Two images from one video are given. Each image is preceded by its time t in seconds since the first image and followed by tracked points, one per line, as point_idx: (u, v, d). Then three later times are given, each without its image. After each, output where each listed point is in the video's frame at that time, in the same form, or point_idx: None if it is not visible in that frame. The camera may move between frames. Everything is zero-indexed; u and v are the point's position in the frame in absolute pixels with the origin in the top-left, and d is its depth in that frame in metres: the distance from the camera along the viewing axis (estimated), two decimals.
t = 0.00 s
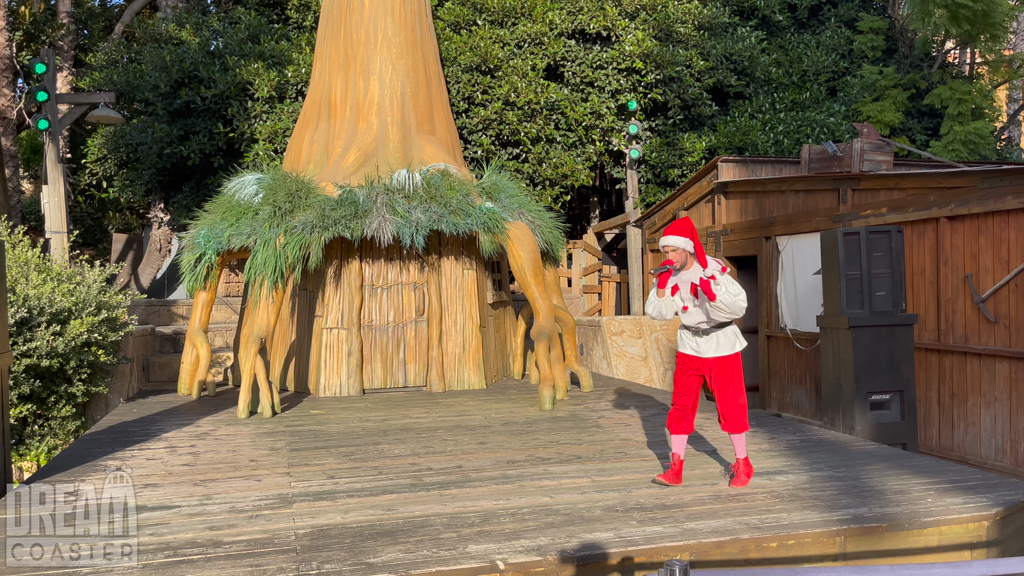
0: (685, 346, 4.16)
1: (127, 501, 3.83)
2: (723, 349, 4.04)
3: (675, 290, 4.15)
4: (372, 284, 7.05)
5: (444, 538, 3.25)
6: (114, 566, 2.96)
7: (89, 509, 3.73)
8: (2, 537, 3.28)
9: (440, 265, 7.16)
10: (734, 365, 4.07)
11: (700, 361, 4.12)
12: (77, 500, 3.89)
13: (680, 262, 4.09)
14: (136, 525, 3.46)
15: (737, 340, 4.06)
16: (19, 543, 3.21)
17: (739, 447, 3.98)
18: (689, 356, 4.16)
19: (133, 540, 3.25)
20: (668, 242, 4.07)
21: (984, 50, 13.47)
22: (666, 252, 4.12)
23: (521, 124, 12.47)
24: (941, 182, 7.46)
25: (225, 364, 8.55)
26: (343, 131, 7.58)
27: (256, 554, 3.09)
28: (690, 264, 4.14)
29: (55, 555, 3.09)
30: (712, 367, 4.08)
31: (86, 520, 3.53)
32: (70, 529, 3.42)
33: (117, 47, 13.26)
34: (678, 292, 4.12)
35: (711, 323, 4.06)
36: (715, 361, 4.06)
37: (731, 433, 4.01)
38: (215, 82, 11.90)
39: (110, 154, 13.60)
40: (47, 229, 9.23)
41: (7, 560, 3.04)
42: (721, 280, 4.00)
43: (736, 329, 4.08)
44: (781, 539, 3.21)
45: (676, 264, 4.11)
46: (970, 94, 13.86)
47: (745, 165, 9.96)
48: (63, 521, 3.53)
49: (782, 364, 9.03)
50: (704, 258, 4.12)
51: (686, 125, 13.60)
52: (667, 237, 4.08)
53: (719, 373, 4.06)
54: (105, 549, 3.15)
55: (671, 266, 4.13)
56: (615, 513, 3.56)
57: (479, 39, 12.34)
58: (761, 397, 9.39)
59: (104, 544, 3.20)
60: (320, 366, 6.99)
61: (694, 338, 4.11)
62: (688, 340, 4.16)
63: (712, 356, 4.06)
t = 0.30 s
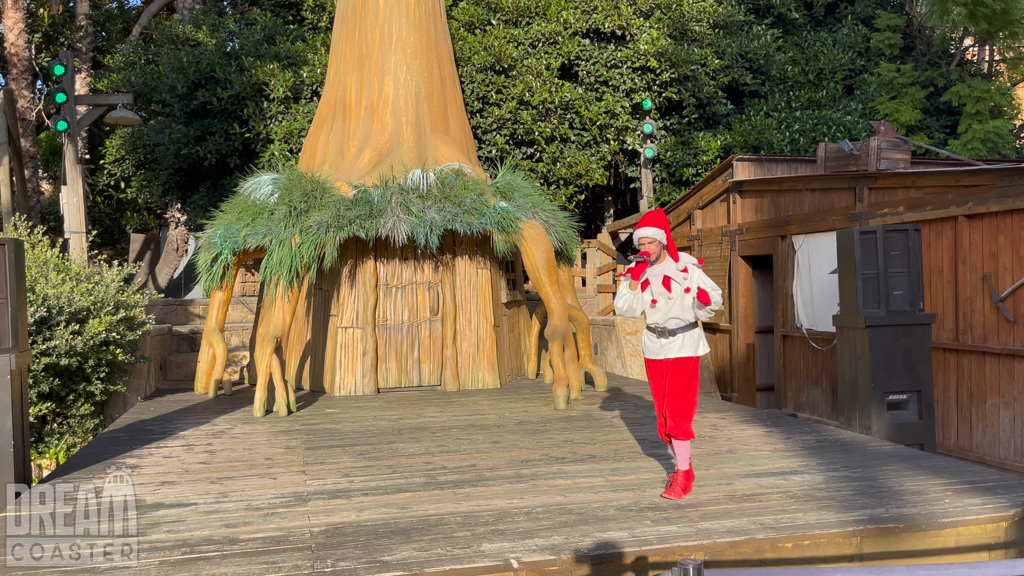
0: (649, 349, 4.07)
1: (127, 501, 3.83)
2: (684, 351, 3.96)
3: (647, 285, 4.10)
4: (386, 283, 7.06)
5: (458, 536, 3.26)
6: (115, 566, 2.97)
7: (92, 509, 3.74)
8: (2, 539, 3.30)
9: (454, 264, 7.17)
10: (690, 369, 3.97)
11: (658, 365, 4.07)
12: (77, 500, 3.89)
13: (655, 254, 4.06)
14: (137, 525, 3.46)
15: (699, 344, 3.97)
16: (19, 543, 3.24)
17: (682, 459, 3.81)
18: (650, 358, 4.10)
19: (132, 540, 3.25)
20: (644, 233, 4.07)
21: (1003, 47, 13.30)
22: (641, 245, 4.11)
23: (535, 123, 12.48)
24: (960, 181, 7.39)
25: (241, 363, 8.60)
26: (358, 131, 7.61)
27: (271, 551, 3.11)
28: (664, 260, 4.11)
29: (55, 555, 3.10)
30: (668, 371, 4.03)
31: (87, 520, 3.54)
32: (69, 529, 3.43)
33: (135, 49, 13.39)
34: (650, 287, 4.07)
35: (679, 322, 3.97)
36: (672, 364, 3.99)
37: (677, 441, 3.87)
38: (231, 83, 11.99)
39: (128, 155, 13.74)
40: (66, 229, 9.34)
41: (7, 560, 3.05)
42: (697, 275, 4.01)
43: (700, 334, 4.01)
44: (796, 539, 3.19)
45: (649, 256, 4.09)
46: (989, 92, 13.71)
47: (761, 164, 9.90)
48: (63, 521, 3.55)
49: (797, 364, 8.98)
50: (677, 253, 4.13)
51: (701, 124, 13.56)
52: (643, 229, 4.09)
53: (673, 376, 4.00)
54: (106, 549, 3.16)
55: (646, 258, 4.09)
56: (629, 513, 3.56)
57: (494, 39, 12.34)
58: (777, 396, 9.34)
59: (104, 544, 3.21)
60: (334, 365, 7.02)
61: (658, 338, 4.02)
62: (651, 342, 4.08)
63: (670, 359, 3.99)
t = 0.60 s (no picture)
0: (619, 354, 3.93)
1: (127, 501, 3.81)
2: (657, 361, 3.84)
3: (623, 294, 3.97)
4: (406, 283, 7.10)
5: (477, 535, 3.27)
6: (115, 565, 2.97)
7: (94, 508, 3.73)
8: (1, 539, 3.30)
9: (473, 264, 7.20)
10: (663, 379, 3.85)
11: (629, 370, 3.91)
12: (76, 499, 3.87)
13: (634, 264, 3.93)
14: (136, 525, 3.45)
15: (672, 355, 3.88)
16: (19, 543, 3.23)
17: (653, 468, 3.75)
18: (619, 361, 3.93)
19: (132, 540, 3.24)
20: (625, 242, 3.93)
21: None
22: (622, 253, 3.97)
23: (555, 123, 12.48)
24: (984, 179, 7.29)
25: (263, 362, 8.69)
26: (377, 132, 7.66)
27: (292, 548, 3.15)
28: (642, 268, 4.00)
29: (55, 555, 3.09)
30: (638, 380, 3.87)
31: (87, 520, 3.52)
32: (69, 529, 3.41)
33: (159, 51, 13.56)
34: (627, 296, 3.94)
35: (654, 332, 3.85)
36: (645, 373, 3.85)
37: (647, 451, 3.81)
38: (253, 85, 12.09)
39: (152, 156, 13.93)
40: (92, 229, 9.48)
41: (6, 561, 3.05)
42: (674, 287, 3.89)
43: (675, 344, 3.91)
44: (816, 540, 3.17)
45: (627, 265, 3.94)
46: (1015, 89, 13.50)
47: (782, 163, 9.82)
48: (63, 520, 3.53)
49: (819, 364, 8.90)
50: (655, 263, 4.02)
51: (721, 123, 13.50)
52: (624, 236, 3.94)
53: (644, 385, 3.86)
54: (106, 548, 3.15)
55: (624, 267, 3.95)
56: (647, 512, 3.56)
57: (513, 39, 12.32)
58: (798, 397, 9.28)
59: (103, 544, 3.21)
60: (355, 365, 7.07)
61: (631, 346, 3.89)
62: (623, 347, 3.94)
63: (644, 367, 3.85)
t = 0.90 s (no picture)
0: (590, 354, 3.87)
1: (127, 501, 3.81)
2: (633, 359, 3.79)
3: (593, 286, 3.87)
4: (429, 283, 7.12)
5: (498, 534, 3.27)
6: (118, 565, 2.96)
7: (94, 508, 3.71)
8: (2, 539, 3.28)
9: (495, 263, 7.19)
10: (645, 375, 3.81)
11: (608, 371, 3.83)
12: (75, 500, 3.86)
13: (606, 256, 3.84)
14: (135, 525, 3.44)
15: (646, 349, 3.83)
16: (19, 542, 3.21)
17: (664, 463, 3.74)
18: (593, 363, 3.86)
19: (132, 541, 3.24)
20: (596, 235, 3.83)
21: None
22: (591, 245, 3.85)
23: (577, 122, 12.45)
24: (1015, 176, 7.14)
25: (287, 361, 8.76)
26: (401, 132, 7.68)
27: (315, 545, 3.17)
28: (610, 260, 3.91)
29: (55, 555, 3.09)
30: (621, 380, 3.81)
31: (86, 520, 3.50)
32: (69, 528, 3.40)
33: (186, 53, 13.72)
34: (599, 289, 3.84)
35: (627, 326, 3.82)
36: (624, 371, 3.79)
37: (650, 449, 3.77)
38: (278, 86, 12.19)
39: (179, 157, 14.11)
40: (120, 230, 9.61)
41: (6, 560, 3.04)
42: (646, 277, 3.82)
43: (647, 338, 3.87)
44: (842, 542, 3.12)
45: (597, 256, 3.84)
46: None
47: (808, 161, 9.70)
48: (64, 520, 3.52)
49: (845, 364, 8.79)
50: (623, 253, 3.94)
51: (746, 121, 13.39)
52: (594, 229, 3.85)
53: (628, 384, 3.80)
54: (109, 548, 3.15)
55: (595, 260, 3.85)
56: (670, 513, 3.53)
57: (536, 38, 12.28)
58: (824, 397, 9.18)
59: (104, 544, 3.20)
60: (378, 363, 7.10)
61: (602, 343, 3.83)
62: (594, 346, 3.87)
63: (619, 365, 3.79)
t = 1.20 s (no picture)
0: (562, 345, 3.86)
1: (126, 501, 3.79)
2: (605, 351, 3.77)
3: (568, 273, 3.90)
4: (452, 282, 7.13)
5: (521, 533, 3.27)
6: (116, 566, 2.95)
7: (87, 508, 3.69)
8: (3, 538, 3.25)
9: (519, 262, 7.19)
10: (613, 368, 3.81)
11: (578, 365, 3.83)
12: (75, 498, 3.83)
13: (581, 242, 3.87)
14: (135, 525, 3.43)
15: (619, 343, 3.81)
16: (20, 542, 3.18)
17: (636, 455, 3.72)
18: (565, 357, 3.85)
19: (133, 541, 3.21)
20: (571, 220, 3.85)
21: None
22: (566, 230, 3.88)
23: (602, 121, 12.39)
24: None
25: (313, 359, 8.84)
26: (425, 131, 7.72)
27: (339, 542, 3.19)
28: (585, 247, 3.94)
29: (55, 555, 3.07)
30: (590, 372, 3.82)
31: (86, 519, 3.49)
32: (69, 528, 3.38)
33: (214, 55, 13.89)
34: (572, 277, 3.87)
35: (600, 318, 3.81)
36: (593, 364, 3.79)
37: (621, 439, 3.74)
38: (303, 87, 12.29)
39: (206, 158, 14.28)
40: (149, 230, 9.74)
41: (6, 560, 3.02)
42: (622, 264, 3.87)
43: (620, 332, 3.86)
44: (870, 545, 3.08)
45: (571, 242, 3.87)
46: None
47: (836, 159, 9.57)
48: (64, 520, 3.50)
49: (873, 364, 8.68)
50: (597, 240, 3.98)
51: (772, 119, 13.27)
52: (569, 213, 3.87)
53: (598, 376, 3.81)
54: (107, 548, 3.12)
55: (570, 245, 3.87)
56: (694, 514, 3.51)
57: (560, 37, 12.26)
58: (851, 398, 9.07)
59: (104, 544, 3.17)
60: (402, 362, 7.14)
61: (574, 336, 3.82)
62: (566, 339, 3.86)
63: (590, 358, 3.78)
